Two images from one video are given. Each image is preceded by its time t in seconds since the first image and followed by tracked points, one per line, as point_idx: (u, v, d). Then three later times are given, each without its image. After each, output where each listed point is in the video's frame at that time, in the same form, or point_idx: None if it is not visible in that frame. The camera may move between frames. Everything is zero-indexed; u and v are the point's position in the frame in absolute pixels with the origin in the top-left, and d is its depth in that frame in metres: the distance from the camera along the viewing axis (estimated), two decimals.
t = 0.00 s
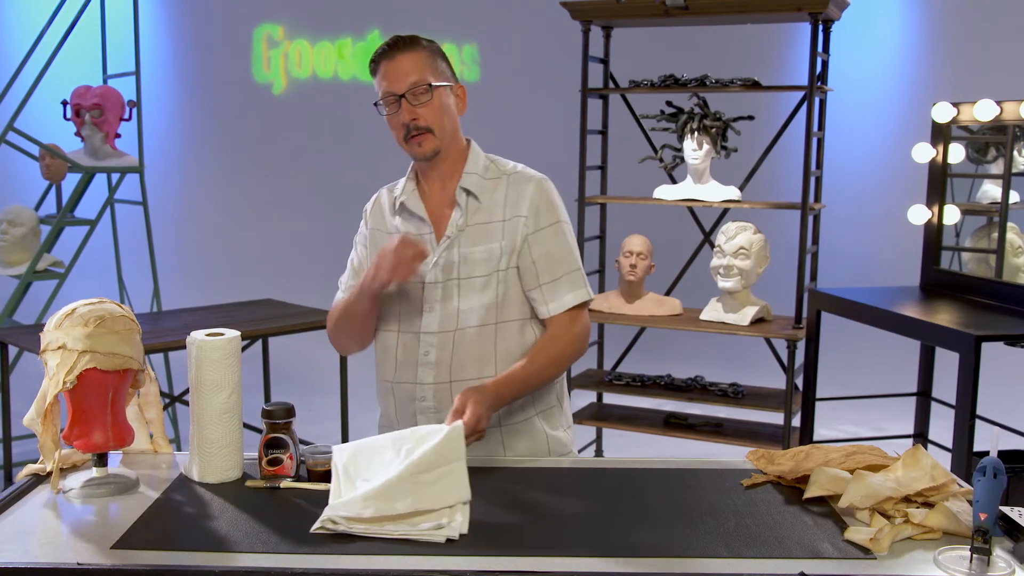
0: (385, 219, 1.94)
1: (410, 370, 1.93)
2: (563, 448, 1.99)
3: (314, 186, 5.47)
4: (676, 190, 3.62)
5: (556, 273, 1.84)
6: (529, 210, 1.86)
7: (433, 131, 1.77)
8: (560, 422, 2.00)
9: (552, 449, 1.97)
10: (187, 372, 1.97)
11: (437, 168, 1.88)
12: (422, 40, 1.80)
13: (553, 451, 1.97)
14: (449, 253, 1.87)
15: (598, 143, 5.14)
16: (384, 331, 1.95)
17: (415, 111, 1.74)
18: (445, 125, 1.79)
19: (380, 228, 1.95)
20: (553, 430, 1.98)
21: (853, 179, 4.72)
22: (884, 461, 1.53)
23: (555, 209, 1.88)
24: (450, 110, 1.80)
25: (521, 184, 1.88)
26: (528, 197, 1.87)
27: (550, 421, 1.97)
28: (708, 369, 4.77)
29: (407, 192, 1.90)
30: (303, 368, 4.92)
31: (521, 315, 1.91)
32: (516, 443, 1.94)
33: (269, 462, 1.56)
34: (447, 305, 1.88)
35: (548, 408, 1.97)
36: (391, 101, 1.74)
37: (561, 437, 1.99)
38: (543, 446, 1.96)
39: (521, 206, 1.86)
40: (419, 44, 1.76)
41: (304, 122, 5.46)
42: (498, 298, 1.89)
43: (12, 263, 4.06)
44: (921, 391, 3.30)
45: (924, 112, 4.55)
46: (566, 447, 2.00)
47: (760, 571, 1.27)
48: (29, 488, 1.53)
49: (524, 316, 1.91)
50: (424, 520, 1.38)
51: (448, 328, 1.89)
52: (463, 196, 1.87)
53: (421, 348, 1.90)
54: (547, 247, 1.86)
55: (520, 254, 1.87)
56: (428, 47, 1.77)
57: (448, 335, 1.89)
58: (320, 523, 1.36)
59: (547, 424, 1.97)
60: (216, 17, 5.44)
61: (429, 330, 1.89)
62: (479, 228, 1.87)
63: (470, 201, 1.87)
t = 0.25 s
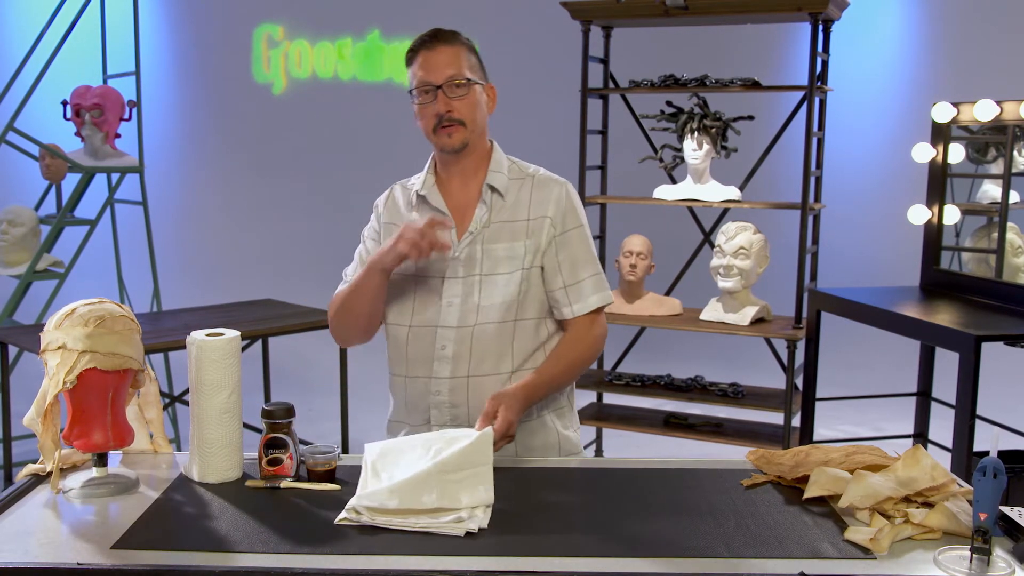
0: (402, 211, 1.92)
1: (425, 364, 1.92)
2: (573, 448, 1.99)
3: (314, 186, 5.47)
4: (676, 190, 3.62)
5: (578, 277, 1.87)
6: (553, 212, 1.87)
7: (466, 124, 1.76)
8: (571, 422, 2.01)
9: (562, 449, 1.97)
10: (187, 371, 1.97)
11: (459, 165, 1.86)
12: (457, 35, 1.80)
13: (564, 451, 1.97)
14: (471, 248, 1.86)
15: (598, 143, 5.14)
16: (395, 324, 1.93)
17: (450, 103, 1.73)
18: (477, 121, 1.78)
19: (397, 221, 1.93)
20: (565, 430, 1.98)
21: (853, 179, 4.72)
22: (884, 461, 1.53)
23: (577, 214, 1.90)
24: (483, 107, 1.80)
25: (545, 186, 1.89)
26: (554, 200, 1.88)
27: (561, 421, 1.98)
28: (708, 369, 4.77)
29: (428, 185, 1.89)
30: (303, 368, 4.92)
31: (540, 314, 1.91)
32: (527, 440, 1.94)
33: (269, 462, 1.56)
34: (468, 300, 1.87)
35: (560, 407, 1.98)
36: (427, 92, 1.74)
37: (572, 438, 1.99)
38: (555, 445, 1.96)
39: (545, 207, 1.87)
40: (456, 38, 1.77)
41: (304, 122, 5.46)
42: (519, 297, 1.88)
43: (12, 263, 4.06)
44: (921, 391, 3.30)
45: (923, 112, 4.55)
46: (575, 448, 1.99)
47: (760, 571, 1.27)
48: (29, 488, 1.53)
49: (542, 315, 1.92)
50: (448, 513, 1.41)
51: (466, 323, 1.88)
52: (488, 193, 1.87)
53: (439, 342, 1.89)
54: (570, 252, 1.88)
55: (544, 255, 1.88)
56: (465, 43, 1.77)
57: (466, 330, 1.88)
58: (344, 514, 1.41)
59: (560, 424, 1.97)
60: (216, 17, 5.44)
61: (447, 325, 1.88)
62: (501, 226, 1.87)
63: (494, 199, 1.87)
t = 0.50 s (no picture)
0: (417, 210, 1.92)
1: (439, 364, 1.92)
2: (584, 447, 1.99)
3: (314, 186, 5.47)
4: (676, 190, 3.62)
5: (593, 280, 1.86)
6: (569, 215, 1.87)
7: (494, 126, 1.76)
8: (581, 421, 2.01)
9: (573, 449, 1.97)
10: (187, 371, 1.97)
11: (475, 165, 1.85)
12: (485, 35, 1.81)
13: (575, 450, 1.97)
14: (488, 250, 1.86)
15: (598, 143, 5.14)
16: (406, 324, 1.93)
17: (482, 104, 1.74)
18: (504, 123, 1.78)
19: (412, 220, 1.92)
20: (576, 430, 1.98)
21: (853, 179, 4.72)
22: (884, 461, 1.53)
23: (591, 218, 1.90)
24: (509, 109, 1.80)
25: (562, 190, 1.88)
26: (569, 204, 1.87)
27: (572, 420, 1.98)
28: (708, 368, 4.77)
29: (442, 183, 1.88)
30: (303, 368, 4.92)
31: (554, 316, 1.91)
32: (537, 439, 1.94)
33: (269, 462, 1.55)
34: (483, 301, 1.87)
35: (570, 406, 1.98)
36: (457, 90, 1.74)
37: (583, 437, 1.99)
38: (566, 444, 1.96)
39: (562, 211, 1.86)
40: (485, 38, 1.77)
41: (304, 122, 5.46)
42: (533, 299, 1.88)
43: (12, 263, 4.06)
44: (921, 391, 3.30)
45: (923, 112, 4.55)
46: (586, 448, 1.99)
47: (760, 571, 1.27)
48: (29, 488, 1.53)
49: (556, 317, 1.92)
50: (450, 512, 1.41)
51: (481, 324, 1.87)
52: (505, 195, 1.86)
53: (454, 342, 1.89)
54: (586, 254, 1.88)
55: (559, 258, 1.88)
56: (497, 46, 1.78)
57: (481, 331, 1.88)
58: (348, 512, 1.41)
59: (572, 423, 1.97)
60: (216, 18, 5.44)
61: (462, 325, 1.88)
62: (517, 228, 1.86)
63: (510, 200, 1.86)
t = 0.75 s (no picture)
0: (424, 211, 1.92)
1: (447, 364, 1.93)
2: (590, 448, 1.99)
3: (314, 186, 5.47)
4: (676, 190, 3.62)
5: (597, 279, 1.85)
6: (575, 215, 1.86)
7: (505, 126, 1.76)
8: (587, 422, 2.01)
9: (579, 449, 1.97)
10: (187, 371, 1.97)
11: (483, 164, 1.85)
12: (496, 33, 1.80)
13: (581, 451, 1.97)
14: (495, 250, 1.86)
15: (598, 143, 5.14)
16: (413, 326, 1.93)
17: (492, 103, 1.74)
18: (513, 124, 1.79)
19: (419, 221, 1.92)
20: (582, 430, 1.98)
21: (853, 179, 4.72)
22: (884, 461, 1.53)
23: (596, 218, 1.89)
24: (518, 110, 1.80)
25: (568, 190, 1.88)
26: (575, 204, 1.87)
27: (577, 421, 1.98)
28: (708, 368, 4.77)
29: (451, 184, 1.87)
30: (303, 368, 4.92)
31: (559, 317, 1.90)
32: (543, 439, 1.94)
33: (269, 462, 1.55)
34: (490, 301, 1.87)
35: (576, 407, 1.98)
36: (469, 89, 1.73)
37: (589, 438, 1.99)
38: (571, 444, 1.95)
39: (567, 211, 1.86)
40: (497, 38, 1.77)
41: (304, 122, 5.46)
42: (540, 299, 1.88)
43: (12, 263, 4.06)
44: (921, 391, 3.30)
45: (924, 112, 4.54)
46: (592, 448, 1.99)
47: (760, 571, 1.27)
48: (29, 488, 1.53)
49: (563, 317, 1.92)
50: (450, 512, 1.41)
51: (488, 324, 1.88)
52: (512, 195, 1.86)
53: (461, 343, 1.89)
54: (591, 253, 1.87)
55: (564, 258, 1.87)
56: (508, 47, 1.78)
57: (488, 332, 1.88)
58: (348, 512, 1.41)
59: (578, 423, 1.97)
60: (217, 18, 5.44)
61: (470, 325, 1.88)
62: (524, 228, 1.86)
63: (517, 200, 1.86)
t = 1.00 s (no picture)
0: (426, 211, 1.92)
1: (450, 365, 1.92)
2: (593, 448, 1.98)
3: (314, 186, 5.47)
4: (676, 190, 3.62)
5: (602, 277, 1.85)
6: (578, 214, 1.87)
7: (498, 129, 1.77)
8: (590, 423, 2.00)
9: (582, 449, 1.96)
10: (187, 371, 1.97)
11: (484, 165, 1.85)
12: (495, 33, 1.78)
13: (584, 451, 1.96)
14: (498, 249, 1.86)
15: (598, 143, 5.14)
16: (416, 326, 1.93)
17: (486, 107, 1.74)
18: (509, 127, 1.78)
19: (421, 220, 1.92)
20: (585, 430, 1.98)
21: (853, 179, 4.72)
22: (885, 462, 1.53)
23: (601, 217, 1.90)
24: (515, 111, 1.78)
25: (572, 189, 1.88)
26: (579, 203, 1.87)
27: (580, 421, 1.97)
28: (708, 368, 4.77)
29: (452, 184, 1.88)
30: (303, 368, 4.92)
31: (562, 315, 1.91)
32: (546, 439, 1.94)
33: (269, 462, 1.55)
34: (494, 301, 1.87)
35: (578, 408, 1.98)
36: (458, 93, 1.73)
37: (592, 439, 1.98)
38: (574, 444, 1.95)
39: (571, 210, 1.87)
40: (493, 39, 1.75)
41: (304, 121, 5.46)
42: (543, 299, 1.88)
43: (12, 263, 4.07)
44: (921, 391, 3.30)
45: (924, 113, 4.54)
46: (595, 449, 1.99)
47: (761, 571, 1.27)
48: (29, 488, 1.53)
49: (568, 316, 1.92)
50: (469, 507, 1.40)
51: (492, 324, 1.87)
52: (515, 194, 1.86)
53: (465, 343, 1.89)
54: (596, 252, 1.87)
55: (568, 257, 1.88)
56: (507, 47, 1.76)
57: (492, 332, 1.88)
58: (373, 508, 1.43)
59: (581, 423, 1.97)
60: (216, 18, 5.44)
61: (473, 325, 1.88)
62: (528, 228, 1.86)
63: (520, 199, 1.86)
